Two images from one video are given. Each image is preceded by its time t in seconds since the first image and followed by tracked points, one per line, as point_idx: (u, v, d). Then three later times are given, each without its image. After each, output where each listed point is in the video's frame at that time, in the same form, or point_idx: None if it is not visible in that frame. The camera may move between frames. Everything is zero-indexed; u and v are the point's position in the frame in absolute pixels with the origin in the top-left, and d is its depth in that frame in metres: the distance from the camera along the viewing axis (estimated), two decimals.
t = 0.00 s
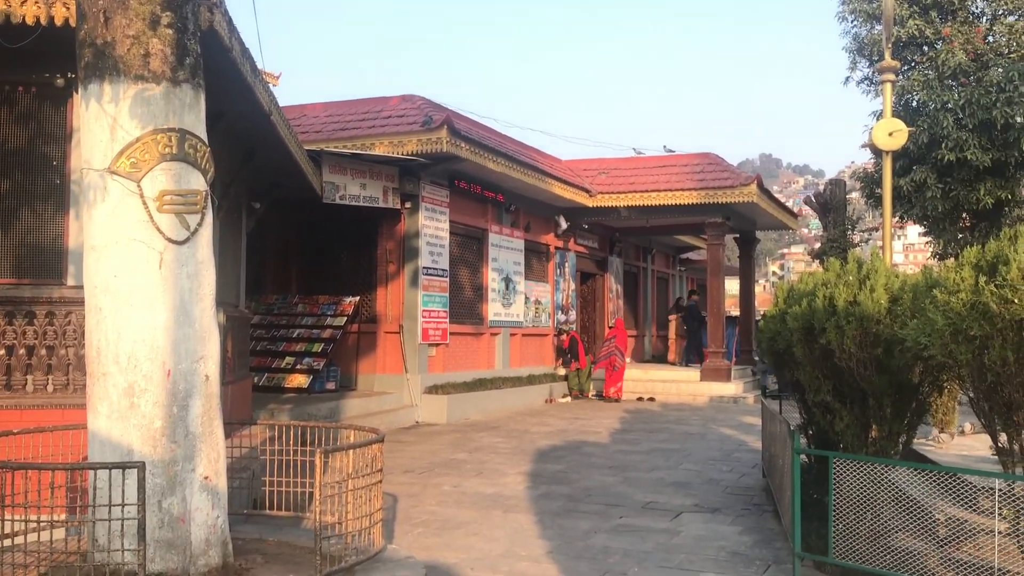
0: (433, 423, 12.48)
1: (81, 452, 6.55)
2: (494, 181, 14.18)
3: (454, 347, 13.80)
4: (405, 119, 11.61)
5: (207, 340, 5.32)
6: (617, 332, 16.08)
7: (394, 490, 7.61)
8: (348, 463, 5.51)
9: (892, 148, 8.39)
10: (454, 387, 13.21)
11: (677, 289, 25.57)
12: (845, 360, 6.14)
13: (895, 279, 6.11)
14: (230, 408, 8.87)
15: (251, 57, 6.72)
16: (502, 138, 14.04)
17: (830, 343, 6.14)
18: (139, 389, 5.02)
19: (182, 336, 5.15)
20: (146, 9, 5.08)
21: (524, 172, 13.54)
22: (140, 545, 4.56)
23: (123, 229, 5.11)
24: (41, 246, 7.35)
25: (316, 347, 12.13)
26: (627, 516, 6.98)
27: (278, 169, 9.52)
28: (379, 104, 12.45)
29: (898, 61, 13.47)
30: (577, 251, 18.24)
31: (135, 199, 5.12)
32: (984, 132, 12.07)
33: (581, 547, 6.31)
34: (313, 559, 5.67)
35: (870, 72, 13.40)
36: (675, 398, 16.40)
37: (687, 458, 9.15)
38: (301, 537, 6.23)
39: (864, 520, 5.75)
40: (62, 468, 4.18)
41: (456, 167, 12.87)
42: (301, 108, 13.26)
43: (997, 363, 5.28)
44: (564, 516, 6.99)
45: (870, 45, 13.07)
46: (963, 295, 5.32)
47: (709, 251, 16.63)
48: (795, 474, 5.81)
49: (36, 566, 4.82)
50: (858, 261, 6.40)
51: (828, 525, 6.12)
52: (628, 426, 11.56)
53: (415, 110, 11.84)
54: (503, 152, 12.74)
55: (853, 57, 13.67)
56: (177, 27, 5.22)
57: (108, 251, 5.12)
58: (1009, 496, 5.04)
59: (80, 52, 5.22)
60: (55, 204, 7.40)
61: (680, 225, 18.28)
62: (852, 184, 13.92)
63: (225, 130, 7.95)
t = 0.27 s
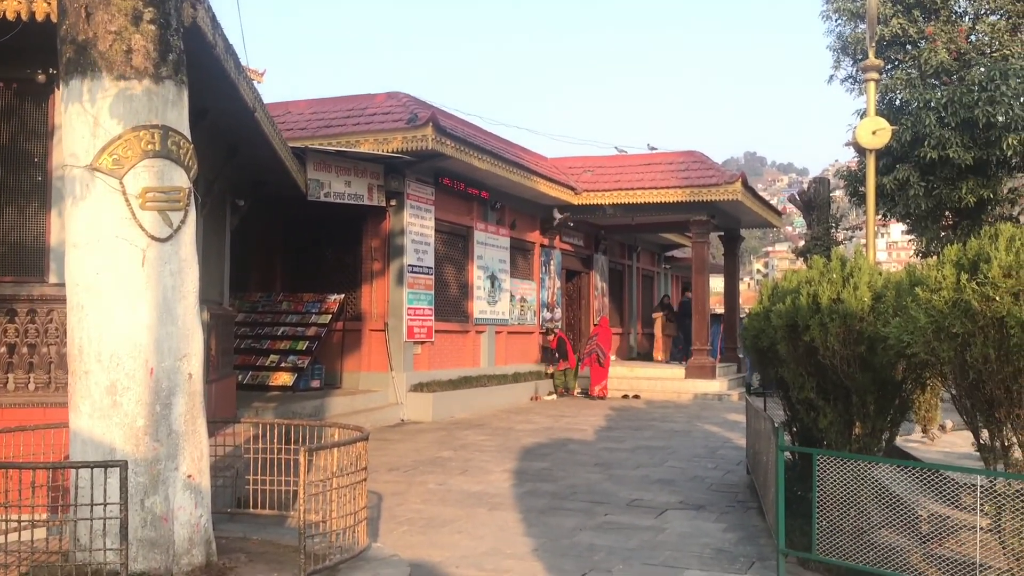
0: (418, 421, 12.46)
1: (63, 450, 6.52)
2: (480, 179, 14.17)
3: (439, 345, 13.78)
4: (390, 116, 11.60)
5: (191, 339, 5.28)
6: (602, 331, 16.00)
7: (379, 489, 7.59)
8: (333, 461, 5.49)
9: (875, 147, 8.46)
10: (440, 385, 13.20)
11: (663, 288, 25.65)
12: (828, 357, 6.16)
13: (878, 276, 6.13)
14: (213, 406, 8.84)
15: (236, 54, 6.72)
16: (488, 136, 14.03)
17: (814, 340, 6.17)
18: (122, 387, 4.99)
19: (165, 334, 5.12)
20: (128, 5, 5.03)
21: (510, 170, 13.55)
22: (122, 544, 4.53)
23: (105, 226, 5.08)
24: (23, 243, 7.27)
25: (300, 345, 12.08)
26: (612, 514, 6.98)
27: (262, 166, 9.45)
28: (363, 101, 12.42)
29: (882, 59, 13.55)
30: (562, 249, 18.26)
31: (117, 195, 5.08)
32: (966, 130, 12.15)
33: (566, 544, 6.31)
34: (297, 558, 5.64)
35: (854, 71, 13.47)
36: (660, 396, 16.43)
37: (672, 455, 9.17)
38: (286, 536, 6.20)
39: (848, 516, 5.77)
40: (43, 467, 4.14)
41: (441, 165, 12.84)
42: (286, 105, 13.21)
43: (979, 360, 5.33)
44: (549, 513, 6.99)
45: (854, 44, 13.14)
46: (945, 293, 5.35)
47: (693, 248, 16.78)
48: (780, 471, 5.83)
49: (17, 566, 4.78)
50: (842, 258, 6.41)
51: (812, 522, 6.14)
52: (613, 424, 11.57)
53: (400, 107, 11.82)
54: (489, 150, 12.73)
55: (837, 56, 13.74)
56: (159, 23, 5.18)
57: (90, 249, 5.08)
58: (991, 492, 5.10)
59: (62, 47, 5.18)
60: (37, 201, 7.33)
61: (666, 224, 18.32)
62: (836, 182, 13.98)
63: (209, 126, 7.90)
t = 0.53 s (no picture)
0: (407, 420, 12.45)
1: (48, 450, 6.46)
2: (469, 177, 14.15)
3: (427, 344, 13.76)
4: (378, 114, 11.58)
5: (178, 337, 5.26)
6: (588, 329, 16.05)
7: (367, 487, 7.58)
8: (321, 460, 5.48)
9: (861, 145, 8.49)
10: (428, 383, 13.21)
11: (652, 286, 25.69)
12: (816, 355, 6.17)
13: (865, 275, 6.15)
14: (200, 404, 8.80)
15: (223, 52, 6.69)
16: (476, 134, 14.01)
17: (802, 338, 6.18)
18: (108, 386, 4.96)
19: (152, 333, 5.09)
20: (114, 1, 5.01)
21: (499, 168, 13.54)
22: (109, 544, 4.50)
23: (91, 224, 5.04)
24: (9, 241, 7.22)
25: (288, 343, 12.04)
26: (600, 512, 6.99)
27: (249, 164, 9.40)
28: (352, 99, 12.39)
29: (870, 58, 13.61)
30: (551, 247, 18.27)
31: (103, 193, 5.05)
32: (952, 129, 12.21)
33: (554, 542, 6.32)
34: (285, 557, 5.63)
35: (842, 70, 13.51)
36: (649, 394, 16.46)
37: (660, 453, 9.19)
38: (273, 535, 6.19)
39: (835, 513, 5.79)
40: (29, 466, 4.11)
41: (430, 163, 12.81)
42: (274, 103, 13.16)
43: (966, 357, 5.36)
44: (537, 511, 7.00)
45: (841, 43, 13.18)
46: (932, 291, 5.38)
47: (682, 247, 16.83)
48: (767, 468, 5.84)
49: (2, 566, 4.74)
50: (829, 257, 6.42)
51: (799, 520, 6.16)
52: (602, 422, 11.58)
53: (389, 105, 11.80)
54: (478, 148, 12.72)
55: (825, 54, 13.78)
56: (146, 20, 5.15)
57: (76, 247, 5.05)
58: (977, 490, 5.13)
59: (47, 44, 5.14)
60: (23, 199, 7.28)
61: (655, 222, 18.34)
62: (824, 181, 14.02)
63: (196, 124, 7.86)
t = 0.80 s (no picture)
0: (398, 418, 12.43)
1: (37, 449, 6.41)
2: (461, 175, 14.13)
3: (419, 342, 13.74)
4: (370, 112, 11.55)
5: (168, 335, 5.24)
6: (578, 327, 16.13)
7: (359, 486, 7.56)
8: (311, 458, 5.47)
9: (853, 143, 8.50)
10: (420, 381, 13.20)
11: (644, 284, 25.71)
12: (807, 353, 6.18)
13: (856, 273, 6.16)
14: (191, 402, 8.77)
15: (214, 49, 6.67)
16: (468, 132, 13.99)
17: (792, 336, 6.19)
18: (98, 384, 4.94)
19: (142, 331, 5.07)
20: None
21: (491, 167, 13.52)
22: (98, 543, 4.48)
23: (81, 222, 5.02)
24: None
25: (280, 341, 12.00)
26: (592, 510, 6.99)
27: (239, 162, 9.36)
28: (343, 97, 12.36)
29: (861, 57, 13.65)
30: (543, 245, 18.26)
31: (93, 190, 5.03)
32: (943, 128, 12.25)
33: (546, 541, 6.32)
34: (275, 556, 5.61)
35: (833, 69, 13.54)
36: (641, 392, 16.48)
37: (652, 451, 9.19)
38: (264, 533, 6.17)
39: (826, 511, 5.80)
40: (18, 466, 4.09)
41: (421, 161, 12.78)
42: (265, 100, 13.12)
43: (956, 355, 5.37)
44: (528, 509, 6.99)
45: (833, 42, 13.20)
46: (923, 289, 5.39)
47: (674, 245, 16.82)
48: (758, 466, 5.85)
49: None
50: (820, 255, 6.42)
51: (790, 518, 6.17)
52: (594, 420, 11.58)
53: (380, 103, 11.77)
54: (470, 146, 12.70)
55: (816, 53, 13.81)
56: (136, 17, 5.13)
57: (65, 244, 5.02)
58: (967, 488, 5.15)
59: (35, 40, 5.12)
60: (12, 197, 7.24)
61: (647, 220, 18.35)
62: (815, 179, 14.05)
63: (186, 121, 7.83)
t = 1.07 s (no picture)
0: (391, 416, 12.43)
1: (28, 448, 6.38)
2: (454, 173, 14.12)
3: (412, 340, 13.73)
4: (363, 110, 11.53)
5: (160, 334, 5.22)
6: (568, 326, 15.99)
7: (352, 485, 7.54)
8: (304, 457, 5.46)
9: (846, 143, 8.51)
10: (413, 380, 13.20)
11: (637, 283, 25.72)
12: (799, 352, 6.19)
13: (848, 272, 6.16)
14: (183, 401, 8.74)
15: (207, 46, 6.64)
16: (462, 130, 13.99)
17: (785, 335, 6.20)
18: (90, 382, 4.92)
19: (134, 330, 5.05)
20: None
21: (484, 165, 13.51)
22: (90, 541, 4.46)
23: (73, 220, 5.00)
24: None
25: (272, 340, 11.98)
26: (585, 508, 6.99)
27: (232, 160, 9.33)
28: (337, 95, 12.34)
29: (854, 57, 13.69)
30: (536, 244, 18.25)
31: (85, 188, 5.01)
32: (936, 128, 12.28)
33: (539, 539, 6.32)
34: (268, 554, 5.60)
35: (827, 68, 13.56)
36: (634, 391, 16.51)
37: (645, 450, 9.20)
38: (257, 532, 6.16)
39: (818, 509, 5.81)
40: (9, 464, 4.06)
41: (415, 159, 12.77)
42: (258, 98, 13.08)
43: (948, 354, 5.39)
44: (521, 508, 6.99)
45: (826, 41, 13.22)
46: (915, 288, 5.41)
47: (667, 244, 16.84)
48: (751, 465, 5.86)
49: None
50: (813, 254, 6.43)
51: (783, 516, 6.17)
52: (587, 418, 11.60)
53: (374, 101, 11.76)
54: (463, 144, 12.69)
55: (810, 53, 13.83)
56: (128, 14, 5.09)
57: (57, 242, 5.00)
58: (958, 486, 5.17)
59: (27, 37, 5.10)
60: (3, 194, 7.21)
61: (640, 219, 18.36)
62: (808, 179, 14.07)
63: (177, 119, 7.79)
